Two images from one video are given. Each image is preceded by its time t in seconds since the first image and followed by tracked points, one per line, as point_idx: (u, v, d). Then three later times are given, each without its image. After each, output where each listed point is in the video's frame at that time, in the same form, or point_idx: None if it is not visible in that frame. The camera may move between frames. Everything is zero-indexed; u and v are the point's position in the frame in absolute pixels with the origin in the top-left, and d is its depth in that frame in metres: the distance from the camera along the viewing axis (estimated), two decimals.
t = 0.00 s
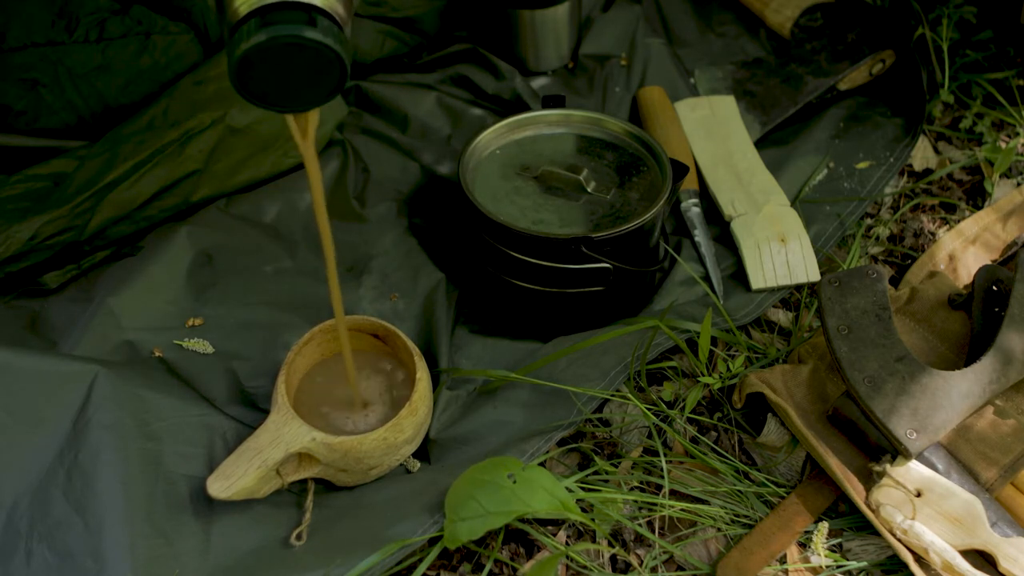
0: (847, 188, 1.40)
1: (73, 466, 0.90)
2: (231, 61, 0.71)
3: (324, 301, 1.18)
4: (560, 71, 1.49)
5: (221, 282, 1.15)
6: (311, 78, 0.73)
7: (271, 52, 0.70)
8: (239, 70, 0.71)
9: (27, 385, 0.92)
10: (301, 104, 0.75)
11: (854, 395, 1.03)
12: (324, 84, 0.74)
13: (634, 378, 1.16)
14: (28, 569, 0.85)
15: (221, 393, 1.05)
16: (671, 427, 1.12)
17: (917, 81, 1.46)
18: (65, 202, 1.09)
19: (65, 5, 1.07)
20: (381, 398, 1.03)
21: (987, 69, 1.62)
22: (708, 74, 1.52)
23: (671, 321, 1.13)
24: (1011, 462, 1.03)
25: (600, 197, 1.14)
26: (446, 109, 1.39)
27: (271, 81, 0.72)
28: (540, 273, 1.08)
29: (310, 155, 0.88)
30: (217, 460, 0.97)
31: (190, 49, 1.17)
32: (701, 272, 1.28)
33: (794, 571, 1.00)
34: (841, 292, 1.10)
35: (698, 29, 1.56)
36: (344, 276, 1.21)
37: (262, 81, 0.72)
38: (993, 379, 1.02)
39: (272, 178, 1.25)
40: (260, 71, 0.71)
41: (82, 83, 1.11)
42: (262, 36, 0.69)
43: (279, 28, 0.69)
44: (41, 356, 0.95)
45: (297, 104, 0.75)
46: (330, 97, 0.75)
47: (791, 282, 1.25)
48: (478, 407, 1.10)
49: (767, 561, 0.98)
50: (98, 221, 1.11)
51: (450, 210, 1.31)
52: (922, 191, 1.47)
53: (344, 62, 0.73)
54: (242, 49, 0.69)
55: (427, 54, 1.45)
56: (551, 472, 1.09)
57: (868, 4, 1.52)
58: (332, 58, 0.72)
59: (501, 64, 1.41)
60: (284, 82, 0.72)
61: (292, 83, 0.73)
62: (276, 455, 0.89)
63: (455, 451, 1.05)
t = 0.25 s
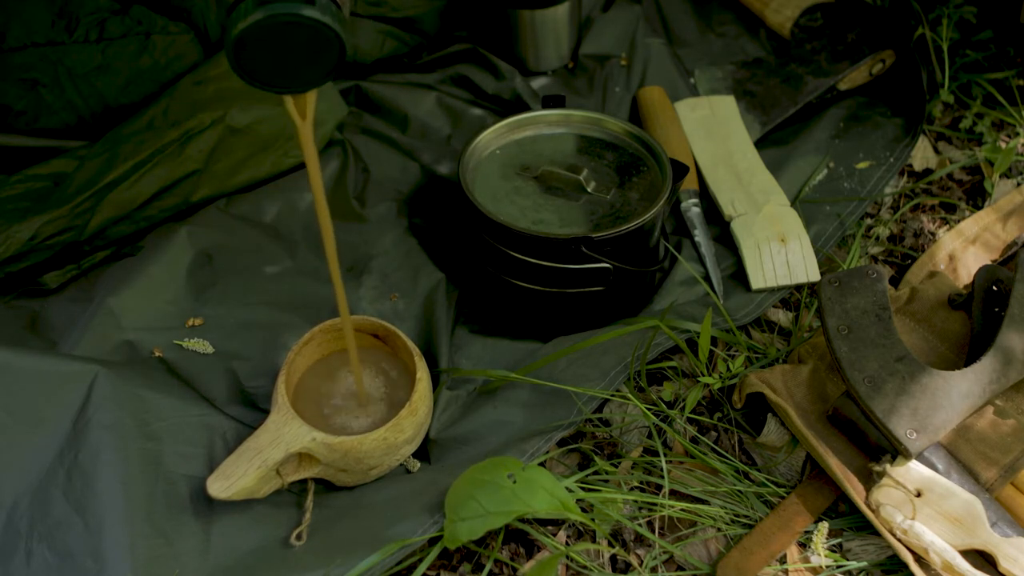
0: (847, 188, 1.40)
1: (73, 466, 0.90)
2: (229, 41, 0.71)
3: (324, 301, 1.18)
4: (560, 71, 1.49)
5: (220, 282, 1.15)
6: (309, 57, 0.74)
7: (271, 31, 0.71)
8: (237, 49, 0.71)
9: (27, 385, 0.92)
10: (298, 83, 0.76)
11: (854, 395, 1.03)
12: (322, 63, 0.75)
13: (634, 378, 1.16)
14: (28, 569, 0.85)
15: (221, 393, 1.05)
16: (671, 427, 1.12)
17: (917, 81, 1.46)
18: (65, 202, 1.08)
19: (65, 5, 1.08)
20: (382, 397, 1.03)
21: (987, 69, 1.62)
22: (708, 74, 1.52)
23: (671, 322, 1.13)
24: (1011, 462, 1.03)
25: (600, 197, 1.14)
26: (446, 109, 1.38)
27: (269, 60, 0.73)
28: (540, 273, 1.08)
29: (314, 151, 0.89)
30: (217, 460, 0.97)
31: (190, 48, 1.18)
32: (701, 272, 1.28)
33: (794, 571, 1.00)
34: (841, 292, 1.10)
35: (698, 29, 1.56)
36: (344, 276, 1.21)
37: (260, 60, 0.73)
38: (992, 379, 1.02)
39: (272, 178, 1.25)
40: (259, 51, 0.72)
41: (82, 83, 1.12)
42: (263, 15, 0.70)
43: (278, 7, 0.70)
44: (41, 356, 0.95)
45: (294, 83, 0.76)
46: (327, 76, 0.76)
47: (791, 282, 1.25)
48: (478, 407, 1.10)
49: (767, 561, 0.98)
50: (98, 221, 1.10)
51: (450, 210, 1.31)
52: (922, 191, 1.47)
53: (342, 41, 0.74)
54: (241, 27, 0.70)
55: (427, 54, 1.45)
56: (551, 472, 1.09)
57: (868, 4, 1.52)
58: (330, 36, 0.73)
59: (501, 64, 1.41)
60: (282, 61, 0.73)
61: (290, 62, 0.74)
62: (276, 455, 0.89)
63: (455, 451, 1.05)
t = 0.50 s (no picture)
0: (847, 188, 1.40)
1: (73, 466, 0.90)
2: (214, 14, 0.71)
3: (324, 301, 1.18)
4: (560, 71, 1.49)
5: (220, 282, 1.15)
6: (298, 36, 0.74)
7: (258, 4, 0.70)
8: (226, 25, 0.71)
9: (27, 385, 0.92)
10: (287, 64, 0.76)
11: (854, 395, 1.03)
12: (312, 45, 0.75)
13: (634, 378, 1.15)
14: (29, 569, 0.85)
15: (221, 393, 1.05)
16: (671, 427, 1.12)
17: (917, 81, 1.46)
18: (65, 202, 1.08)
19: (65, 5, 1.10)
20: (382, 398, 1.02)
21: (987, 69, 1.62)
22: (708, 74, 1.52)
23: (671, 322, 1.13)
24: (1011, 463, 1.03)
25: (600, 197, 1.14)
26: (446, 109, 1.38)
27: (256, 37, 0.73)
28: (540, 273, 1.08)
29: (308, 151, 0.89)
30: (217, 460, 0.97)
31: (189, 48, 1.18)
32: (701, 272, 1.28)
33: (794, 571, 1.00)
34: (841, 293, 1.10)
35: (698, 29, 1.56)
36: (344, 276, 1.21)
37: (248, 36, 0.72)
38: (992, 379, 1.02)
39: (272, 178, 1.25)
40: (248, 28, 0.72)
41: (82, 83, 1.13)
42: None
43: None
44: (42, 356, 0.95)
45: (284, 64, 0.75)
46: (317, 58, 0.76)
47: (791, 282, 1.25)
48: (478, 407, 1.09)
49: (767, 561, 0.98)
50: (99, 221, 1.09)
51: (450, 210, 1.31)
52: (922, 191, 1.47)
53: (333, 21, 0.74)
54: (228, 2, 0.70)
55: (427, 54, 1.45)
56: (551, 472, 1.09)
57: (868, 4, 1.52)
58: (321, 16, 0.73)
59: (501, 64, 1.41)
60: (272, 39, 0.73)
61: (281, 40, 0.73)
62: (277, 455, 0.89)
63: (455, 451, 1.05)
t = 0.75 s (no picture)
0: (847, 188, 1.40)
1: (73, 466, 0.90)
2: None
3: (324, 301, 1.18)
4: (560, 71, 1.49)
5: (220, 282, 1.15)
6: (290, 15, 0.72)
7: None
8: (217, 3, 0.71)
9: (28, 385, 0.92)
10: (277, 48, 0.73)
11: (854, 395, 1.03)
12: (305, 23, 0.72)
13: (634, 378, 1.16)
14: (29, 569, 0.85)
15: (221, 393, 1.05)
16: (671, 427, 1.12)
17: (917, 81, 1.46)
18: (65, 202, 1.08)
19: (65, 5, 1.10)
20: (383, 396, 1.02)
21: (987, 69, 1.62)
22: (708, 74, 1.52)
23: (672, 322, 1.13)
24: (1011, 463, 1.03)
25: (600, 197, 1.14)
26: (446, 109, 1.38)
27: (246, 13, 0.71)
28: (540, 273, 1.08)
29: (301, 155, 0.89)
30: (217, 460, 0.97)
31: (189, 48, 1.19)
32: (701, 272, 1.28)
33: (794, 571, 1.00)
34: (841, 293, 1.10)
35: (698, 29, 1.56)
36: (344, 276, 1.21)
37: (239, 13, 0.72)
38: (992, 379, 1.02)
39: (272, 179, 1.25)
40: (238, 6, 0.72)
41: (82, 83, 1.13)
42: None
43: None
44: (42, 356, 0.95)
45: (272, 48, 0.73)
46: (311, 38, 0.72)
47: (791, 282, 1.25)
48: (478, 407, 1.09)
49: (767, 561, 0.98)
50: (99, 221, 1.09)
51: (450, 210, 1.31)
52: (922, 191, 1.47)
53: (328, 5, 0.73)
54: None
55: (427, 54, 1.45)
56: (551, 472, 1.09)
57: (868, 4, 1.52)
58: None
59: (501, 64, 1.41)
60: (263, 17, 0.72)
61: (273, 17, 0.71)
62: (277, 455, 0.89)
63: (455, 451, 1.05)
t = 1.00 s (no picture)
0: (847, 188, 1.40)
1: (73, 466, 0.90)
2: None
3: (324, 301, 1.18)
4: (560, 71, 1.49)
5: (220, 282, 1.15)
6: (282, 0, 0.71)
7: None
8: None
9: (27, 384, 0.93)
10: (270, 31, 0.71)
11: (854, 395, 1.03)
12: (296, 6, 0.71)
13: (634, 378, 1.16)
14: (28, 569, 0.85)
15: (221, 394, 1.05)
16: (671, 427, 1.12)
17: (917, 81, 1.46)
18: (65, 202, 1.08)
19: (65, 5, 1.10)
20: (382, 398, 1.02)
21: (987, 69, 1.62)
22: (708, 74, 1.52)
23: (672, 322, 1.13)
24: (1011, 463, 1.03)
25: (599, 197, 1.14)
26: (446, 109, 1.38)
27: None
28: (540, 273, 1.08)
29: (300, 154, 0.89)
30: (217, 460, 0.97)
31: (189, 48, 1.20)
32: (701, 272, 1.28)
33: (794, 571, 1.00)
34: (841, 293, 1.10)
35: (698, 29, 1.56)
36: (344, 276, 1.21)
37: None
38: (992, 379, 1.02)
39: (271, 178, 1.25)
40: None
41: (82, 83, 1.13)
42: None
43: None
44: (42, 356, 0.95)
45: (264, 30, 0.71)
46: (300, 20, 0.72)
47: (791, 282, 1.25)
48: (477, 407, 1.09)
49: (767, 561, 0.98)
50: (99, 221, 1.09)
51: (450, 210, 1.31)
52: (922, 191, 1.47)
53: None
54: None
55: (427, 55, 1.45)
56: (551, 472, 1.09)
57: (868, 4, 1.52)
58: None
59: (501, 64, 1.42)
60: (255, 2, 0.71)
61: None
62: (277, 455, 0.89)
63: (455, 451, 1.05)
